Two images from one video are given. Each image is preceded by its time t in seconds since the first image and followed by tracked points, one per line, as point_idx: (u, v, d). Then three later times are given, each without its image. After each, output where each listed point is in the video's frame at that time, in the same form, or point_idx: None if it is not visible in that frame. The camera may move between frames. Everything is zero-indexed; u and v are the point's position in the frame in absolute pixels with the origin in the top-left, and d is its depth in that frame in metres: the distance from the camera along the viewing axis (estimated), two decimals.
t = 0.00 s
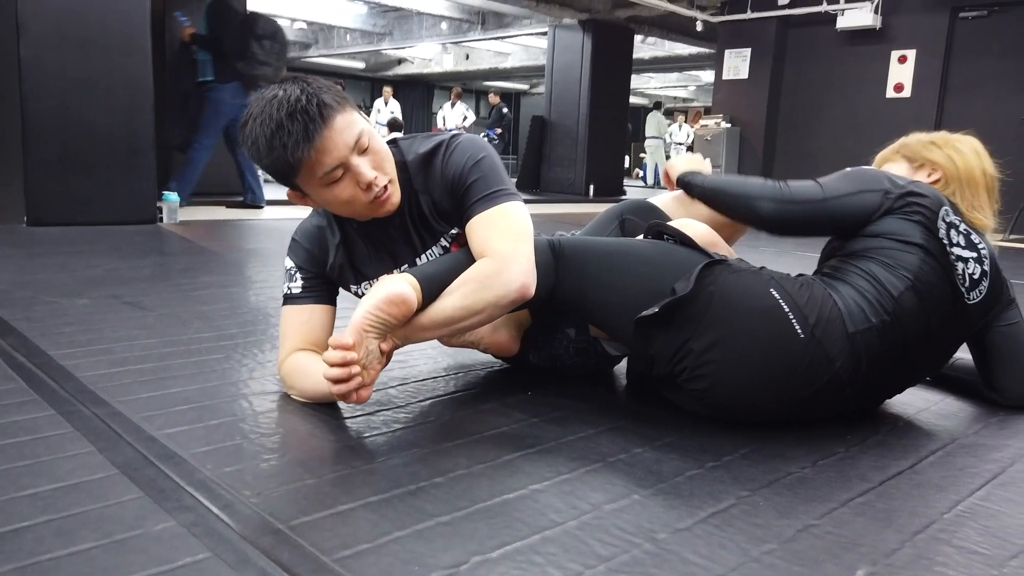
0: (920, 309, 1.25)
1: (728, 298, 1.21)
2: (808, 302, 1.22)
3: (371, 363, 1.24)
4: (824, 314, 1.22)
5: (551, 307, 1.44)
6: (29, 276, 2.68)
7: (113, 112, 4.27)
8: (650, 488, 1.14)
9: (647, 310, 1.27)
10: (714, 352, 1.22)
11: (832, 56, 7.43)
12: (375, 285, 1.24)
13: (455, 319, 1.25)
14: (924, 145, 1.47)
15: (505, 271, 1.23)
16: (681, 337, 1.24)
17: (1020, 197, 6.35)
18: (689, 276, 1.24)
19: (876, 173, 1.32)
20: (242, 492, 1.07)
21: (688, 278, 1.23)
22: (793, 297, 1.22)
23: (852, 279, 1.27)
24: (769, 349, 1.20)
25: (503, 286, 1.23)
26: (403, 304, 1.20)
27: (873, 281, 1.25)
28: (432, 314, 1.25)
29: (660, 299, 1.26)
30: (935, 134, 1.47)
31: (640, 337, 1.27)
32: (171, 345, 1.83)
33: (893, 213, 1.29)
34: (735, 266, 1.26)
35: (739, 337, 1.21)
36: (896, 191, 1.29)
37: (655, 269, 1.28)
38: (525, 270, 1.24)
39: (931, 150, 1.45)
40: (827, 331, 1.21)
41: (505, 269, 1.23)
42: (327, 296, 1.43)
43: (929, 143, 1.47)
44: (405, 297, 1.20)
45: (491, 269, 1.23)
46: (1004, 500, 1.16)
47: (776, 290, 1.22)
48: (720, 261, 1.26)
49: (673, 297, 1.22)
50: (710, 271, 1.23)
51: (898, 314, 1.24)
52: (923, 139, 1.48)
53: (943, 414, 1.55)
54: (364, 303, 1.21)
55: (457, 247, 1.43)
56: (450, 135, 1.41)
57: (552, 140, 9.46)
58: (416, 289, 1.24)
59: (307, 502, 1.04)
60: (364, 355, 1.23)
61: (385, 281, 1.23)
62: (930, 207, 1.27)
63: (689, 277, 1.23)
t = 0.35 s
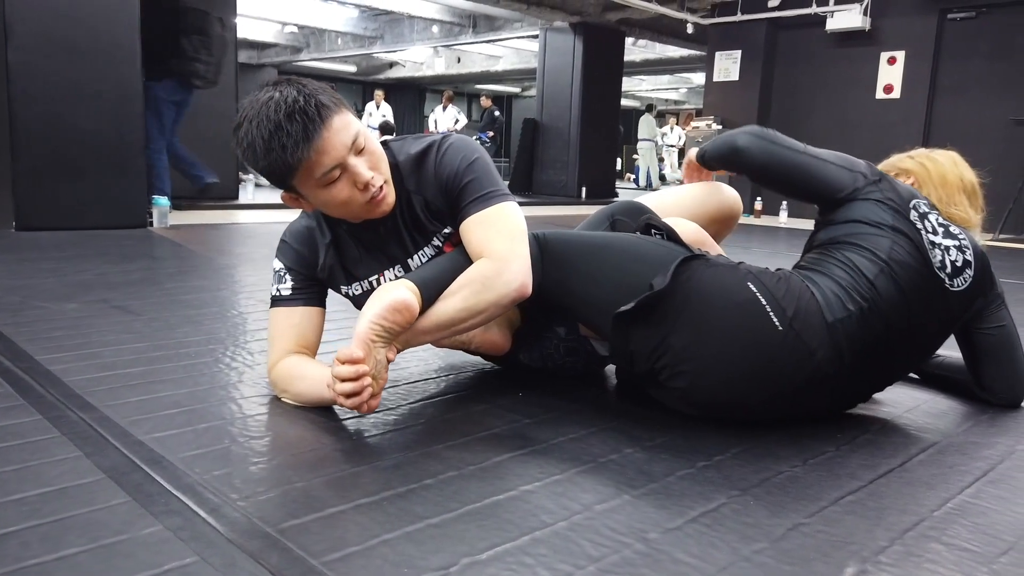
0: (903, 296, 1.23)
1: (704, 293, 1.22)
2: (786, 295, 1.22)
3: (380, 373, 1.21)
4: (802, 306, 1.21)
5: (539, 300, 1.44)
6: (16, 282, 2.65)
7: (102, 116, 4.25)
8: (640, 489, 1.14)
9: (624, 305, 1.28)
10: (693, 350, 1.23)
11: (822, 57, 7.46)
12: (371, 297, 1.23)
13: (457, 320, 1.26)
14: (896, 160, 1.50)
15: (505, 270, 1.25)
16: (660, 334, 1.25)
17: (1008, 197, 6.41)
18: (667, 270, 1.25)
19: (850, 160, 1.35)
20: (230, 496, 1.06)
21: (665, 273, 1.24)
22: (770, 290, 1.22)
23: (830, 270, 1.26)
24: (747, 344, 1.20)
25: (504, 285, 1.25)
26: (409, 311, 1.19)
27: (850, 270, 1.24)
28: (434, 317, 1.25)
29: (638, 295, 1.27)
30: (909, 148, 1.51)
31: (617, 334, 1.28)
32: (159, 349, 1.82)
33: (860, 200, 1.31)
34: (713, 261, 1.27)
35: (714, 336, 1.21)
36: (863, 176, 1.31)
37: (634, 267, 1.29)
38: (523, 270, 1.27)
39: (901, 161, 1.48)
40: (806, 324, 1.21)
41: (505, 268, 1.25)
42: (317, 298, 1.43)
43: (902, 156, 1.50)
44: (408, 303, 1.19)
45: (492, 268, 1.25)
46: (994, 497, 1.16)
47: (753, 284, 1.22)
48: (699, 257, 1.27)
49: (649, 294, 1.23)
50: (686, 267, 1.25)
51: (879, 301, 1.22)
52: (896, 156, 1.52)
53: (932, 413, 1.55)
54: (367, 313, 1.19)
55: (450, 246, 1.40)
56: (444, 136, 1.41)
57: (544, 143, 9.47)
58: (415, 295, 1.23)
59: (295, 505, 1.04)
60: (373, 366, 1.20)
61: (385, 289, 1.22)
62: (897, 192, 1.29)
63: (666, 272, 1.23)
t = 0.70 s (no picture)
0: (879, 284, 1.23)
1: (679, 286, 1.22)
2: (760, 286, 1.22)
3: (382, 376, 1.21)
4: (777, 296, 1.21)
5: (528, 297, 1.46)
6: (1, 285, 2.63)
7: (89, 119, 4.22)
8: (628, 485, 1.14)
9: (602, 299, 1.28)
10: (671, 343, 1.23)
11: (809, 56, 7.50)
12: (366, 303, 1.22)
13: (452, 316, 1.26)
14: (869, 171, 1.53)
15: (498, 263, 1.26)
16: (637, 328, 1.25)
17: (994, 193, 6.45)
18: (642, 264, 1.25)
19: (826, 154, 1.37)
20: (216, 498, 1.05)
21: (641, 267, 1.25)
22: (744, 281, 1.22)
23: (805, 260, 1.26)
24: (724, 336, 1.21)
25: (498, 279, 1.26)
26: (406, 311, 1.18)
27: (825, 258, 1.25)
28: (429, 314, 1.25)
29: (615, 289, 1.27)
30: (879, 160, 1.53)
31: (596, 329, 1.28)
32: (146, 352, 1.81)
33: (835, 191, 1.33)
34: (689, 255, 1.27)
35: (689, 332, 1.22)
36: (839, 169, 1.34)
37: (611, 261, 1.29)
38: (515, 261, 1.28)
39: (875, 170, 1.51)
40: (782, 314, 1.21)
41: (498, 261, 1.25)
42: (302, 298, 1.41)
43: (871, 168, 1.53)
44: (403, 302, 1.18)
45: (485, 263, 1.25)
46: (979, 489, 1.17)
47: (727, 277, 1.22)
48: (675, 250, 1.27)
49: (625, 288, 1.23)
50: (662, 260, 1.25)
51: (855, 288, 1.22)
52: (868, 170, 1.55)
53: (918, 407, 1.56)
54: (365, 317, 1.18)
55: (438, 242, 1.40)
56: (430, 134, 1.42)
57: (533, 143, 9.47)
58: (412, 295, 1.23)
59: (281, 506, 1.03)
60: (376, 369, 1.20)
61: (380, 292, 1.21)
62: (869, 184, 1.32)
63: (641, 267, 1.24)
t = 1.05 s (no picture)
0: (860, 282, 1.24)
1: (660, 288, 1.23)
2: (742, 286, 1.22)
3: (371, 381, 1.20)
4: (758, 296, 1.22)
5: (514, 299, 1.46)
6: None
7: (74, 125, 4.19)
8: (617, 488, 1.14)
9: (586, 302, 1.28)
10: (654, 345, 1.24)
11: (794, 57, 7.55)
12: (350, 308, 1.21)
13: (439, 318, 1.25)
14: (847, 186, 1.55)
15: (483, 264, 1.25)
16: (620, 330, 1.26)
17: (979, 192, 6.51)
18: (625, 266, 1.25)
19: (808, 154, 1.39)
20: (204, 507, 1.05)
21: (623, 269, 1.25)
22: (725, 280, 1.23)
23: (787, 259, 1.27)
24: (706, 336, 1.21)
25: (483, 279, 1.25)
26: (392, 314, 1.18)
27: (806, 257, 1.25)
28: (415, 317, 1.24)
29: (598, 291, 1.27)
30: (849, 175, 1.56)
31: (580, 332, 1.29)
32: (133, 361, 1.80)
33: (816, 191, 1.34)
34: (671, 256, 1.28)
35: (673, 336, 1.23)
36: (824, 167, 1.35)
37: (593, 262, 1.29)
38: (499, 261, 1.27)
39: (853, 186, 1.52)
40: (764, 314, 1.21)
41: (483, 261, 1.25)
42: (287, 306, 1.41)
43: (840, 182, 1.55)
44: (389, 306, 1.18)
45: (470, 264, 1.25)
46: (964, 488, 1.18)
47: (709, 277, 1.23)
48: (657, 252, 1.27)
49: (608, 291, 1.23)
50: (643, 263, 1.25)
51: (835, 286, 1.22)
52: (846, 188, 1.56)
53: (905, 407, 1.57)
54: (351, 322, 1.17)
55: (422, 246, 1.40)
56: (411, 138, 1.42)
57: (522, 147, 9.48)
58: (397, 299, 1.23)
59: (268, 515, 1.03)
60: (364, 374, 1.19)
61: (365, 295, 1.20)
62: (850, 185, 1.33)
63: (623, 269, 1.24)
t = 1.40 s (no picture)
0: (847, 289, 1.24)
1: (648, 298, 1.23)
2: (728, 295, 1.23)
3: (363, 391, 1.21)
4: (745, 304, 1.23)
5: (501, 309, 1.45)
6: None
7: (60, 137, 4.16)
8: (608, 499, 1.14)
9: (574, 311, 1.28)
10: (642, 355, 1.24)
11: (780, 63, 7.60)
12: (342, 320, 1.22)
13: (429, 325, 1.25)
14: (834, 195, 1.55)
15: (470, 269, 1.25)
16: (609, 340, 1.26)
17: (964, 195, 6.57)
18: (612, 275, 1.26)
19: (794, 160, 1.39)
20: (192, 525, 1.04)
21: (610, 277, 1.25)
22: (712, 289, 1.23)
23: (774, 267, 1.28)
24: (694, 345, 1.22)
25: (470, 286, 1.25)
26: (380, 323, 1.18)
27: (793, 264, 1.26)
28: (406, 325, 1.24)
29: (586, 300, 1.27)
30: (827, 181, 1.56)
31: (569, 342, 1.28)
32: (120, 376, 1.78)
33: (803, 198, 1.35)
34: (657, 265, 1.28)
35: (662, 345, 1.23)
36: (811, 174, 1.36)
37: (580, 271, 1.29)
38: (487, 268, 1.27)
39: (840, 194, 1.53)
40: (750, 322, 1.22)
41: (469, 267, 1.24)
42: (274, 319, 1.40)
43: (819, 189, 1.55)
44: (377, 314, 1.19)
45: (456, 270, 1.24)
46: (953, 494, 1.18)
47: (696, 286, 1.23)
48: (643, 261, 1.28)
49: (595, 300, 1.23)
50: (630, 271, 1.25)
51: (822, 294, 1.23)
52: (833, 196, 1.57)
53: (894, 412, 1.57)
54: (341, 331, 1.18)
55: (409, 255, 1.40)
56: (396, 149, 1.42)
57: (510, 154, 9.50)
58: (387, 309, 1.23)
59: (257, 532, 1.02)
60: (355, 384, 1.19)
61: (354, 306, 1.21)
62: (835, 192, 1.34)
63: (610, 279, 1.24)
